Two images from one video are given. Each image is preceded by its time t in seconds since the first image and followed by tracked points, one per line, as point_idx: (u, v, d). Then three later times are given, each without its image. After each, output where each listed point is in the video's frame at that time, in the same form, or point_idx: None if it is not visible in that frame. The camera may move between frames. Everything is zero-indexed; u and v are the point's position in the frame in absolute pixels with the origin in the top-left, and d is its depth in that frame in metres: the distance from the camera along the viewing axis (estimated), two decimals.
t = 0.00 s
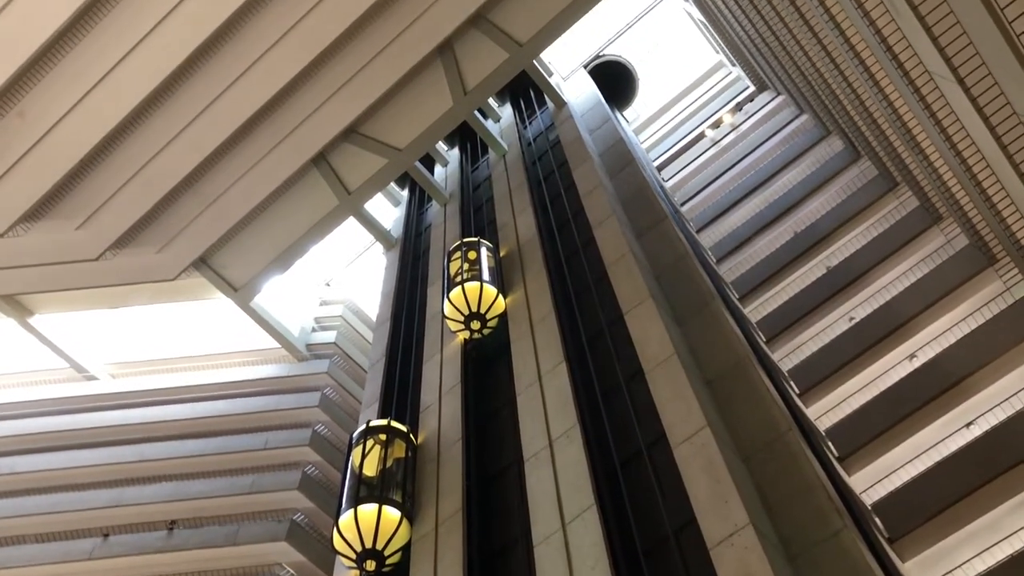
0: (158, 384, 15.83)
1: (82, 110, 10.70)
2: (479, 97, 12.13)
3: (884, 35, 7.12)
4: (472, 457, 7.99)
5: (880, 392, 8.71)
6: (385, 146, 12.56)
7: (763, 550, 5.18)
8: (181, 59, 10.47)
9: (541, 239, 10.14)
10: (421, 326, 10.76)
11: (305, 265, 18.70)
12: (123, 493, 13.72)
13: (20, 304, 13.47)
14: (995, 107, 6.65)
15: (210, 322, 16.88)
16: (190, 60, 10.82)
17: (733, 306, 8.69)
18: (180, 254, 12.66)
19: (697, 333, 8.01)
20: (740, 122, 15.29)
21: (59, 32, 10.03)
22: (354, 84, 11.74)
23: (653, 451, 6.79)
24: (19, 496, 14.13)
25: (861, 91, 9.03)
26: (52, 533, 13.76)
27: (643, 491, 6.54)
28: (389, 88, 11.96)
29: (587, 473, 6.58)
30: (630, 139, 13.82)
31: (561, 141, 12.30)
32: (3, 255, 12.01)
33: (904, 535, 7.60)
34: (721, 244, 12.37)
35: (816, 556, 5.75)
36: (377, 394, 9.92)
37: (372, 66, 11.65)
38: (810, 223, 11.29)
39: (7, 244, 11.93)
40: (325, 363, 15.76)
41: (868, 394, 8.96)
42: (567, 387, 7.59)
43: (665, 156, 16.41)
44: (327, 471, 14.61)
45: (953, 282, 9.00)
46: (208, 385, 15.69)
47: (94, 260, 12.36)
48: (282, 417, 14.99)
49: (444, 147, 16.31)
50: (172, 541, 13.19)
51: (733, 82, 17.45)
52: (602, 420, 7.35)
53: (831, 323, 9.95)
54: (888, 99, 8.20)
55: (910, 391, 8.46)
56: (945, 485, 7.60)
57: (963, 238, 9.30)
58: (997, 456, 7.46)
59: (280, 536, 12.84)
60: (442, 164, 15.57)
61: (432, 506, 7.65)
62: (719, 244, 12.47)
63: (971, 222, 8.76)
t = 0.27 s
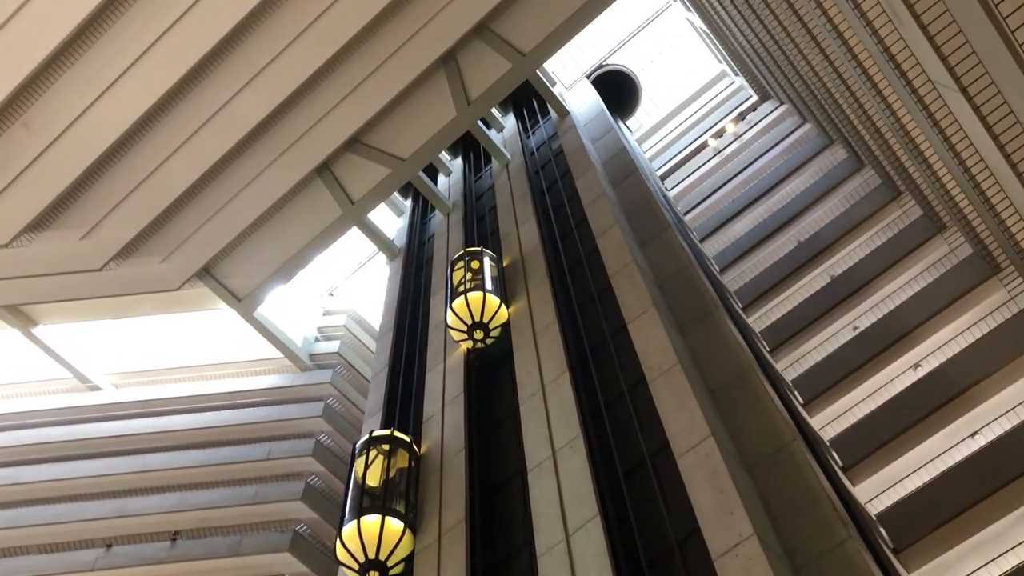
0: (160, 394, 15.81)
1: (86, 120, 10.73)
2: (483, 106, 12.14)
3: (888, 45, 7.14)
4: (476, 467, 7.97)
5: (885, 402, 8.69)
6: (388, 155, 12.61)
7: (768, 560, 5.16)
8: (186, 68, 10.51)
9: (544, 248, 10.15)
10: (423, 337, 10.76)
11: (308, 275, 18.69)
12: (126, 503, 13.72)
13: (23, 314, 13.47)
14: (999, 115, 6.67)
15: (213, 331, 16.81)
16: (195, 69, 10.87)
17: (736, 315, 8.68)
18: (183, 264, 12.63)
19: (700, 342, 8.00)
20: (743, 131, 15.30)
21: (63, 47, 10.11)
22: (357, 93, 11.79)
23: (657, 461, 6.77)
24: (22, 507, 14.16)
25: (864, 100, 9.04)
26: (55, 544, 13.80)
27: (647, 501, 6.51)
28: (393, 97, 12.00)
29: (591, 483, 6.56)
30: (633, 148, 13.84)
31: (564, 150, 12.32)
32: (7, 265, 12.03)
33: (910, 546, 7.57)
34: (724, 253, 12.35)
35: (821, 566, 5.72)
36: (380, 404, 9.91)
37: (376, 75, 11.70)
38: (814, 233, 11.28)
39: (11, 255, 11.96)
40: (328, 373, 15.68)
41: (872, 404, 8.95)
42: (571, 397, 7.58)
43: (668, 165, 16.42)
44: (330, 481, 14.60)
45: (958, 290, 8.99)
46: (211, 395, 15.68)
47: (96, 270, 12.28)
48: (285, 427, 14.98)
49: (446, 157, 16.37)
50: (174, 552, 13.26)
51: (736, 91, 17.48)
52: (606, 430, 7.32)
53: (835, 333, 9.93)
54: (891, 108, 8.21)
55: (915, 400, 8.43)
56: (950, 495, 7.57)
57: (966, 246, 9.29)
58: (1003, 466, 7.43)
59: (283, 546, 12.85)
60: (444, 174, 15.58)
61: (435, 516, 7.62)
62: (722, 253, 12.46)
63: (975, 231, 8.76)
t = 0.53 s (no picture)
0: (162, 393, 15.81)
1: (90, 120, 10.76)
2: (487, 108, 12.17)
3: (892, 48, 7.13)
4: (477, 469, 7.96)
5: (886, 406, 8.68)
6: (391, 156, 12.58)
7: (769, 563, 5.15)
8: (190, 68, 10.54)
9: (546, 250, 10.15)
10: (425, 338, 10.77)
11: (311, 276, 18.73)
12: (127, 502, 13.73)
13: (27, 313, 13.47)
14: (1003, 119, 6.66)
15: (216, 332, 16.89)
16: (200, 70, 10.90)
17: (738, 318, 8.68)
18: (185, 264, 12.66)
19: (702, 345, 8.00)
20: (746, 134, 15.30)
21: (65, 47, 10.13)
22: (361, 94, 11.81)
23: (658, 464, 6.77)
24: (23, 505, 14.09)
25: (867, 104, 9.04)
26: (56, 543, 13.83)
27: (648, 503, 6.51)
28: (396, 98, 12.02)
29: (592, 485, 6.55)
30: (636, 151, 13.83)
31: (567, 152, 12.33)
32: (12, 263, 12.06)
33: (910, 550, 7.56)
34: (727, 256, 12.34)
35: (822, 570, 5.71)
36: (382, 405, 9.92)
37: (380, 77, 11.72)
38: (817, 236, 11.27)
39: (15, 253, 11.99)
40: (330, 373, 15.73)
41: (874, 408, 8.95)
42: (572, 399, 7.58)
43: (672, 168, 16.42)
44: (331, 481, 14.61)
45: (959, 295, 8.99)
46: (212, 395, 15.68)
47: (100, 270, 12.35)
48: (286, 427, 14.99)
49: (449, 159, 16.40)
50: (175, 552, 13.29)
51: (740, 94, 17.47)
52: (607, 433, 7.31)
53: (838, 335, 9.86)
54: (894, 112, 8.20)
55: (917, 404, 8.43)
56: (952, 499, 7.57)
57: (970, 250, 9.28)
58: (1004, 471, 7.43)
59: (284, 547, 12.86)
60: (447, 175, 15.58)
61: (436, 517, 7.62)
62: (725, 256, 12.44)
63: (978, 235, 8.75)
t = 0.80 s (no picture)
0: (159, 380, 15.78)
1: (89, 108, 10.73)
2: (489, 98, 12.22)
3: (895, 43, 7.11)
4: (474, 460, 7.97)
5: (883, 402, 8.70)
6: (391, 147, 12.56)
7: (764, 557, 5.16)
8: (191, 56, 10.50)
9: (546, 243, 10.14)
10: (424, 329, 10.76)
11: (311, 265, 18.71)
12: (125, 490, 13.75)
13: (26, 299, 13.49)
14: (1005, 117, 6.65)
15: (214, 321, 16.92)
16: (201, 58, 10.87)
17: (737, 313, 8.68)
18: (184, 252, 12.66)
19: (700, 340, 8.00)
20: (748, 129, 15.27)
21: (65, 34, 10.10)
22: (363, 84, 11.78)
23: (655, 457, 6.78)
24: (20, 490, 14.05)
25: (870, 100, 9.02)
26: (54, 530, 13.74)
27: (644, 496, 6.52)
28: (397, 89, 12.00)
29: (589, 478, 6.56)
30: (637, 144, 13.81)
31: (568, 145, 12.31)
32: (11, 249, 12.05)
33: (905, 546, 7.58)
34: (727, 251, 12.35)
35: (818, 565, 5.71)
36: (380, 395, 9.93)
37: (381, 67, 11.68)
38: (818, 231, 11.27)
39: (14, 239, 11.97)
40: (329, 363, 15.72)
41: (872, 404, 8.95)
42: (570, 391, 7.58)
43: (672, 161, 16.40)
44: (328, 470, 14.65)
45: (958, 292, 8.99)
46: (209, 382, 15.67)
47: (99, 257, 12.37)
48: (284, 416, 14.99)
49: (450, 150, 16.37)
50: (173, 540, 13.23)
51: (742, 88, 17.43)
52: (605, 426, 7.32)
53: (837, 331, 9.90)
54: (897, 108, 8.19)
55: (915, 401, 8.44)
56: (947, 496, 7.59)
57: (970, 248, 9.28)
58: (1001, 468, 7.45)
59: (282, 536, 12.86)
60: (448, 166, 15.55)
61: (433, 507, 7.63)
62: (725, 250, 12.44)
63: (978, 233, 8.74)
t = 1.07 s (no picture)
0: (155, 359, 15.82)
1: (87, 86, 10.66)
2: (489, 81, 12.17)
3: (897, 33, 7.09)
4: (470, 444, 8.00)
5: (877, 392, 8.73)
6: (390, 129, 12.52)
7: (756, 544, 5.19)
8: (191, 34, 10.44)
9: (544, 228, 10.14)
10: (421, 312, 10.77)
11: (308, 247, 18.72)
12: (120, 467, 13.78)
13: (23, 276, 13.53)
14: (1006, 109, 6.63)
15: (211, 302, 16.97)
16: (201, 36, 10.80)
17: (734, 302, 8.69)
18: (182, 231, 12.64)
19: (696, 327, 8.02)
20: (748, 117, 15.25)
21: (65, 10, 10.01)
22: (363, 66, 11.73)
23: (649, 444, 6.80)
24: (14, 467, 13.98)
25: (871, 90, 9.00)
26: (48, 506, 13.60)
27: (638, 481, 6.55)
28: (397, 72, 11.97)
29: (583, 463, 6.58)
30: (637, 130, 13.78)
31: (568, 131, 12.29)
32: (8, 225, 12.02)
33: (897, 535, 7.63)
34: (725, 239, 12.36)
35: (809, 553, 5.74)
36: (376, 378, 9.95)
37: (381, 50, 11.63)
38: (816, 221, 11.28)
39: (12, 215, 11.94)
40: (325, 345, 15.85)
41: (866, 394, 8.98)
42: (566, 377, 7.59)
43: (672, 149, 16.38)
44: (323, 452, 14.54)
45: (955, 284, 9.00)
46: (205, 362, 15.68)
47: (97, 235, 12.37)
48: (280, 397, 15.06)
49: (450, 133, 16.34)
50: (168, 519, 13.15)
51: (742, 77, 17.39)
52: (600, 412, 7.34)
53: (833, 321, 9.93)
54: (898, 99, 8.17)
55: (909, 392, 8.47)
56: (940, 486, 7.63)
57: (967, 240, 9.30)
58: (994, 460, 7.47)
59: (276, 516, 13.02)
60: (447, 150, 15.52)
61: (428, 490, 7.65)
62: (722, 239, 12.45)
63: (976, 225, 8.74)
